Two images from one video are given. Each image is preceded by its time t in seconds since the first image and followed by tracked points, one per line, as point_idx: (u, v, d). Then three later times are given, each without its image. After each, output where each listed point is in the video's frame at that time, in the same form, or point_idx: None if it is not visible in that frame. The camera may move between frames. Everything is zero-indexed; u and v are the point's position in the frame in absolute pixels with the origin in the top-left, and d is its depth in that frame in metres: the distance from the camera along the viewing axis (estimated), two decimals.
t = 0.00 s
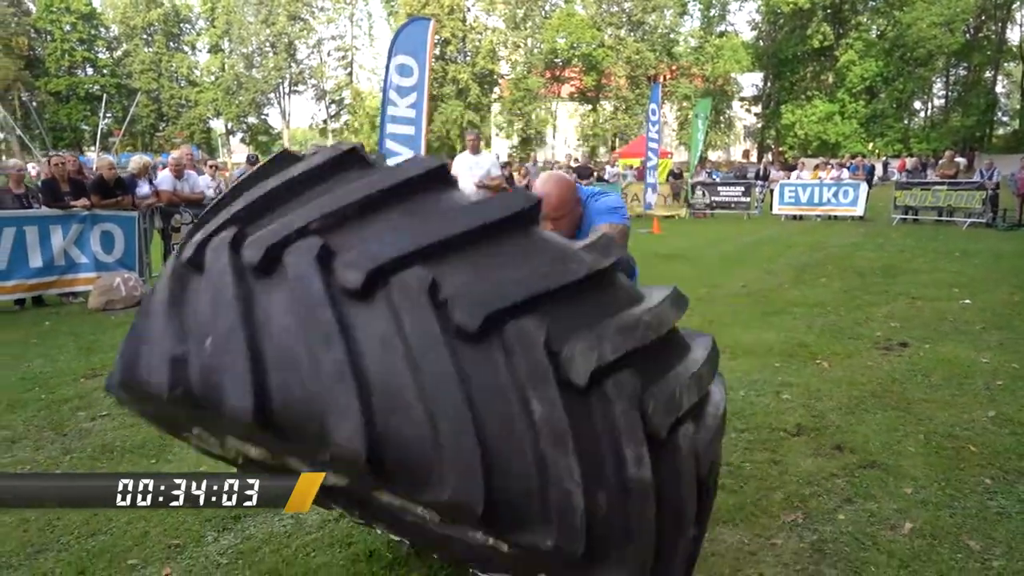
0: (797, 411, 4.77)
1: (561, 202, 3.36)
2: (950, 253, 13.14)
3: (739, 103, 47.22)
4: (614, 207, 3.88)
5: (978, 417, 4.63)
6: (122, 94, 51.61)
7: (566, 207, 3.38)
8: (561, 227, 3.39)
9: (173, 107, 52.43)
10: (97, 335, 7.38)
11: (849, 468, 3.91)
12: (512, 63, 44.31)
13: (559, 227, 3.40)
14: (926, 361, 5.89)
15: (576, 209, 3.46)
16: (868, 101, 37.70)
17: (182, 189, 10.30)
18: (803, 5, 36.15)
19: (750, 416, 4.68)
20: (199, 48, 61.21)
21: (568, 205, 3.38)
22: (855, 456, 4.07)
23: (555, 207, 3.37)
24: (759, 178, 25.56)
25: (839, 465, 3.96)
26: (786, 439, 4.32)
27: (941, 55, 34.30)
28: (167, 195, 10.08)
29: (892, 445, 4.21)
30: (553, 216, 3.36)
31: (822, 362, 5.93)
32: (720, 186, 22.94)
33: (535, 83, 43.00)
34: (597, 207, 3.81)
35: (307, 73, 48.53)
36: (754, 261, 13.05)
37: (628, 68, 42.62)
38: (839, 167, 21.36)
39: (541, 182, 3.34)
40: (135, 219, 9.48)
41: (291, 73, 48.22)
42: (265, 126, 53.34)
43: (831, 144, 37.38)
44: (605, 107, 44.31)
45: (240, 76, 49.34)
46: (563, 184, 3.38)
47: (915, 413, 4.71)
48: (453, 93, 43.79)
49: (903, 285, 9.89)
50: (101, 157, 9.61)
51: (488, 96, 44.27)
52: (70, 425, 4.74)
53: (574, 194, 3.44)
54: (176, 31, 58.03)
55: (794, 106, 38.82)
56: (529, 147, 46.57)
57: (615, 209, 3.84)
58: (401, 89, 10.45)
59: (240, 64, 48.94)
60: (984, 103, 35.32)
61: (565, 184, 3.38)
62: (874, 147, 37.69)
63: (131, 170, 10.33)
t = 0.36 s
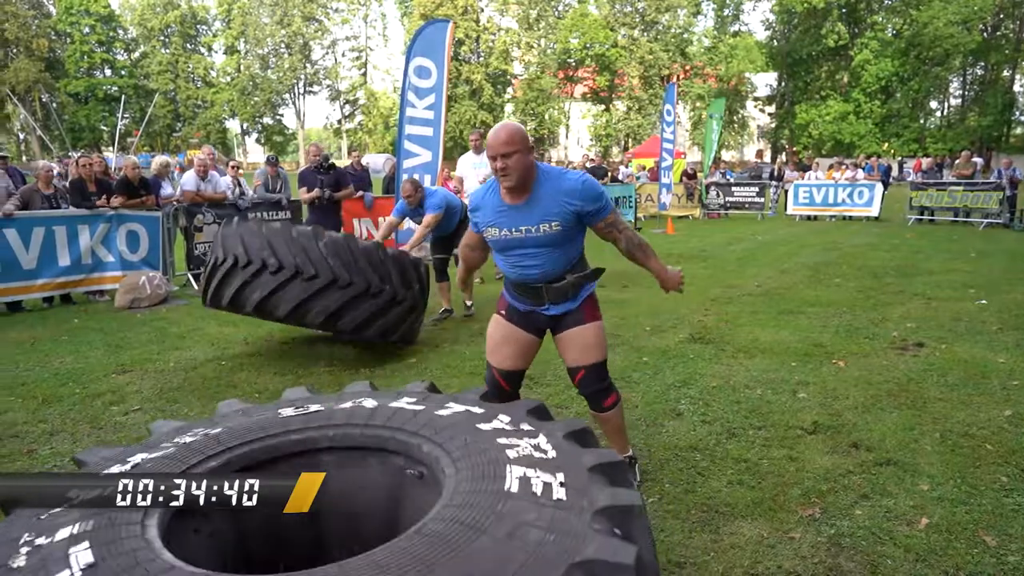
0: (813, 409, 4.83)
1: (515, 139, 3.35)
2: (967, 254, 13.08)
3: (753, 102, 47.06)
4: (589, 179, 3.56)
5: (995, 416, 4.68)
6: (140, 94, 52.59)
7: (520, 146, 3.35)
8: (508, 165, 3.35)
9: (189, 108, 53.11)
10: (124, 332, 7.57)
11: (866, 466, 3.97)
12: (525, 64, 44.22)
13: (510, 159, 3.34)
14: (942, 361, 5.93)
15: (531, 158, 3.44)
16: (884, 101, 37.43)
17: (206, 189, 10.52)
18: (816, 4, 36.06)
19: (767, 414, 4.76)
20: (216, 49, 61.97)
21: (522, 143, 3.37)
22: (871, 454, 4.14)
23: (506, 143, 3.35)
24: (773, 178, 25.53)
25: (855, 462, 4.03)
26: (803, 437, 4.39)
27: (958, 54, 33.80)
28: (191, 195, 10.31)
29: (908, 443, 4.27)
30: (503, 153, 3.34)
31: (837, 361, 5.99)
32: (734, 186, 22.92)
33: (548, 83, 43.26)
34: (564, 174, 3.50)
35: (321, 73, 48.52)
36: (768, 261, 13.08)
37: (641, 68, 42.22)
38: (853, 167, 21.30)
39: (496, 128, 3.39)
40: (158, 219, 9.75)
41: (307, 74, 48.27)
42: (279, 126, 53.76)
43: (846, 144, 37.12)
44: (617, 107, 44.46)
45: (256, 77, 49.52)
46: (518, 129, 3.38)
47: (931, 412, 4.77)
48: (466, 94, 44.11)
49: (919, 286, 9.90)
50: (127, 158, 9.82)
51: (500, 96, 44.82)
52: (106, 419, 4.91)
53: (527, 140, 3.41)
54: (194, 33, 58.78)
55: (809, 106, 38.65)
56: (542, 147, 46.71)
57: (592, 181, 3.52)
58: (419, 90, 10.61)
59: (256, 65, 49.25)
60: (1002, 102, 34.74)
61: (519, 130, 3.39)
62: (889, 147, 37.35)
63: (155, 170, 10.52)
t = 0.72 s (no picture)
0: (842, 414, 4.83)
1: (514, 109, 3.42)
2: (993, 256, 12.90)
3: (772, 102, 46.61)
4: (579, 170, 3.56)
5: None
6: (161, 95, 53.31)
7: (516, 116, 3.42)
8: (501, 131, 3.41)
9: (209, 108, 53.55)
10: (155, 331, 7.73)
11: (897, 471, 3.98)
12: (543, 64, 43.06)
13: (505, 124, 3.40)
14: (973, 367, 5.88)
15: (527, 133, 3.48)
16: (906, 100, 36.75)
17: (232, 190, 10.68)
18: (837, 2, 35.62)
19: (796, 418, 4.77)
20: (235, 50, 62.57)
21: (518, 114, 3.43)
22: (903, 459, 4.14)
23: (504, 111, 3.42)
24: (794, 179, 25.35)
25: (887, 467, 4.03)
26: (833, 442, 4.39)
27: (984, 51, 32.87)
28: (218, 196, 10.47)
29: (941, 449, 4.26)
30: (499, 119, 3.41)
31: (866, 365, 5.97)
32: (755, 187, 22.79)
33: (565, 83, 42.93)
34: (554, 158, 3.52)
35: (339, 73, 48.58)
36: (791, 263, 13.01)
37: (659, 68, 42.14)
38: (876, 168, 21.09)
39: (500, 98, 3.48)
40: (187, 219, 9.89)
41: (325, 74, 48.48)
42: (297, 126, 54.06)
43: (866, 144, 36.73)
44: (635, 107, 44.32)
45: (275, 78, 49.86)
46: (519, 105, 3.46)
47: (962, 417, 4.76)
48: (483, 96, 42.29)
49: (946, 289, 9.80)
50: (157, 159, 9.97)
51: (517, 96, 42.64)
52: (143, 416, 5.02)
53: (526, 117, 3.47)
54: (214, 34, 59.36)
55: (829, 105, 38.17)
56: (559, 147, 46.62)
57: (578, 171, 3.51)
58: (442, 92, 10.73)
59: (274, 65, 49.34)
60: None
61: (520, 106, 3.46)
62: (911, 147, 36.69)
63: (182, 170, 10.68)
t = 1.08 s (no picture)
0: (892, 423, 4.72)
1: (526, 118, 3.32)
2: None
3: (801, 101, 46.01)
4: (588, 197, 3.19)
5: None
6: (190, 96, 54.20)
7: (525, 125, 3.31)
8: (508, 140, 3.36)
9: (237, 108, 54.24)
10: (194, 331, 7.84)
11: (955, 484, 3.87)
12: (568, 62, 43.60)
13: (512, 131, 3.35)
14: None
15: (540, 146, 3.34)
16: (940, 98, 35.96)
17: (267, 192, 10.76)
18: None
19: (844, 427, 4.66)
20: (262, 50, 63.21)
21: (528, 124, 3.32)
22: (960, 472, 4.02)
23: (517, 118, 3.35)
24: (825, 179, 24.97)
25: (943, 481, 3.92)
26: (885, 452, 4.29)
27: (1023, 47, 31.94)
28: (253, 198, 10.55)
29: (999, 462, 4.13)
30: (511, 124, 3.36)
31: (913, 372, 5.83)
32: (785, 187, 22.48)
33: (590, 82, 42.90)
34: (562, 179, 3.24)
35: (366, 74, 48.69)
36: (825, 265, 12.81)
37: (685, 67, 41.64)
38: (911, 168, 20.66)
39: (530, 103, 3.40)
40: (222, 221, 10.04)
41: (351, 75, 48.66)
42: (323, 126, 54.59)
43: (898, 143, 36.03)
44: (660, 106, 44.00)
45: (302, 78, 50.09)
46: (541, 112, 3.34)
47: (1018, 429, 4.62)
48: (508, 94, 42.17)
49: (989, 293, 9.56)
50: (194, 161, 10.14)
51: (542, 96, 42.85)
52: (188, 418, 5.07)
53: (543, 129, 3.32)
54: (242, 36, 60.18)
55: (859, 104, 37.55)
56: (583, 147, 46.55)
57: (581, 198, 3.17)
58: (474, 93, 10.71)
59: (301, 66, 49.71)
60: None
61: (541, 114, 3.34)
62: (945, 146, 35.92)
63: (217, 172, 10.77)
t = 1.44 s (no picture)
0: (975, 436, 4.46)
1: (536, 121, 3.09)
2: None
3: (851, 98, 44.67)
4: (588, 204, 2.83)
5: None
6: (239, 96, 55.51)
7: (534, 128, 3.09)
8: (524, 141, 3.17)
9: (283, 108, 55.29)
10: (248, 327, 7.94)
11: None
12: (610, 62, 42.53)
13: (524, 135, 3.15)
14: None
15: (551, 146, 3.08)
16: (1000, 94, 34.41)
17: (317, 190, 10.83)
18: None
19: (923, 439, 4.42)
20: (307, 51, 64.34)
21: (537, 126, 3.09)
22: None
23: (530, 120, 3.14)
24: (880, 178, 24.13)
25: None
26: (971, 468, 4.04)
27: None
28: (304, 196, 10.65)
29: None
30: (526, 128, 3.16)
31: (993, 383, 5.51)
32: (838, 187, 21.79)
33: (633, 81, 42.64)
34: (564, 183, 2.92)
35: (408, 74, 48.55)
36: (885, 268, 12.33)
37: (730, 64, 40.52)
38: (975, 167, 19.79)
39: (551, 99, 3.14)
40: (275, 218, 10.16)
41: (394, 75, 49.07)
42: (366, 126, 55.26)
43: (955, 141, 34.64)
44: (704, 105, 43.25)
45: (346, 78, 50.60)
46: (554, 112, 3.07)
47: None
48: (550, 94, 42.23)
49: None
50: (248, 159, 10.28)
51: (584, 95, 42.75)
52: (246, 414, 5.10)
53: (551, 130, 3.06)
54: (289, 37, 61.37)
55: (913, 101, 36.27)
56: (624, 146, 46.15)
57: (576, 206, 2.81)
58: (524, 91, 10.59)
59: (345, 66, 50.33)
60: None
61: (553, 111, 3.06)
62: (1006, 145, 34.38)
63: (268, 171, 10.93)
